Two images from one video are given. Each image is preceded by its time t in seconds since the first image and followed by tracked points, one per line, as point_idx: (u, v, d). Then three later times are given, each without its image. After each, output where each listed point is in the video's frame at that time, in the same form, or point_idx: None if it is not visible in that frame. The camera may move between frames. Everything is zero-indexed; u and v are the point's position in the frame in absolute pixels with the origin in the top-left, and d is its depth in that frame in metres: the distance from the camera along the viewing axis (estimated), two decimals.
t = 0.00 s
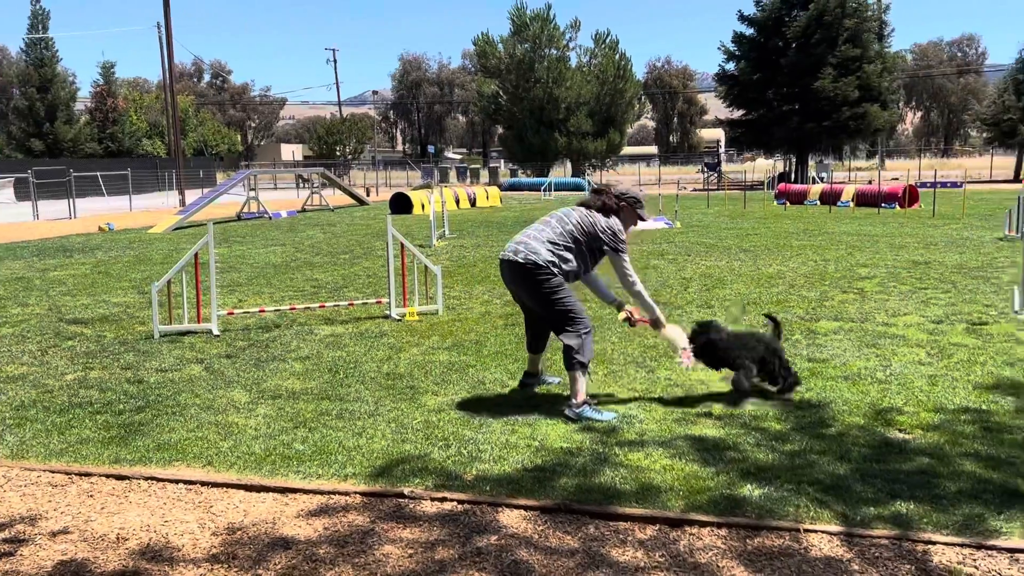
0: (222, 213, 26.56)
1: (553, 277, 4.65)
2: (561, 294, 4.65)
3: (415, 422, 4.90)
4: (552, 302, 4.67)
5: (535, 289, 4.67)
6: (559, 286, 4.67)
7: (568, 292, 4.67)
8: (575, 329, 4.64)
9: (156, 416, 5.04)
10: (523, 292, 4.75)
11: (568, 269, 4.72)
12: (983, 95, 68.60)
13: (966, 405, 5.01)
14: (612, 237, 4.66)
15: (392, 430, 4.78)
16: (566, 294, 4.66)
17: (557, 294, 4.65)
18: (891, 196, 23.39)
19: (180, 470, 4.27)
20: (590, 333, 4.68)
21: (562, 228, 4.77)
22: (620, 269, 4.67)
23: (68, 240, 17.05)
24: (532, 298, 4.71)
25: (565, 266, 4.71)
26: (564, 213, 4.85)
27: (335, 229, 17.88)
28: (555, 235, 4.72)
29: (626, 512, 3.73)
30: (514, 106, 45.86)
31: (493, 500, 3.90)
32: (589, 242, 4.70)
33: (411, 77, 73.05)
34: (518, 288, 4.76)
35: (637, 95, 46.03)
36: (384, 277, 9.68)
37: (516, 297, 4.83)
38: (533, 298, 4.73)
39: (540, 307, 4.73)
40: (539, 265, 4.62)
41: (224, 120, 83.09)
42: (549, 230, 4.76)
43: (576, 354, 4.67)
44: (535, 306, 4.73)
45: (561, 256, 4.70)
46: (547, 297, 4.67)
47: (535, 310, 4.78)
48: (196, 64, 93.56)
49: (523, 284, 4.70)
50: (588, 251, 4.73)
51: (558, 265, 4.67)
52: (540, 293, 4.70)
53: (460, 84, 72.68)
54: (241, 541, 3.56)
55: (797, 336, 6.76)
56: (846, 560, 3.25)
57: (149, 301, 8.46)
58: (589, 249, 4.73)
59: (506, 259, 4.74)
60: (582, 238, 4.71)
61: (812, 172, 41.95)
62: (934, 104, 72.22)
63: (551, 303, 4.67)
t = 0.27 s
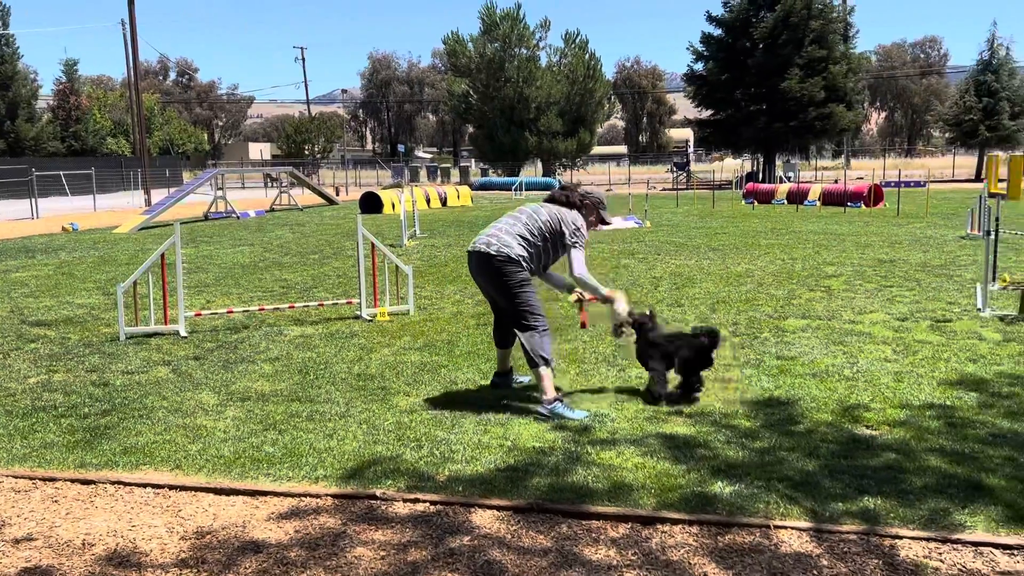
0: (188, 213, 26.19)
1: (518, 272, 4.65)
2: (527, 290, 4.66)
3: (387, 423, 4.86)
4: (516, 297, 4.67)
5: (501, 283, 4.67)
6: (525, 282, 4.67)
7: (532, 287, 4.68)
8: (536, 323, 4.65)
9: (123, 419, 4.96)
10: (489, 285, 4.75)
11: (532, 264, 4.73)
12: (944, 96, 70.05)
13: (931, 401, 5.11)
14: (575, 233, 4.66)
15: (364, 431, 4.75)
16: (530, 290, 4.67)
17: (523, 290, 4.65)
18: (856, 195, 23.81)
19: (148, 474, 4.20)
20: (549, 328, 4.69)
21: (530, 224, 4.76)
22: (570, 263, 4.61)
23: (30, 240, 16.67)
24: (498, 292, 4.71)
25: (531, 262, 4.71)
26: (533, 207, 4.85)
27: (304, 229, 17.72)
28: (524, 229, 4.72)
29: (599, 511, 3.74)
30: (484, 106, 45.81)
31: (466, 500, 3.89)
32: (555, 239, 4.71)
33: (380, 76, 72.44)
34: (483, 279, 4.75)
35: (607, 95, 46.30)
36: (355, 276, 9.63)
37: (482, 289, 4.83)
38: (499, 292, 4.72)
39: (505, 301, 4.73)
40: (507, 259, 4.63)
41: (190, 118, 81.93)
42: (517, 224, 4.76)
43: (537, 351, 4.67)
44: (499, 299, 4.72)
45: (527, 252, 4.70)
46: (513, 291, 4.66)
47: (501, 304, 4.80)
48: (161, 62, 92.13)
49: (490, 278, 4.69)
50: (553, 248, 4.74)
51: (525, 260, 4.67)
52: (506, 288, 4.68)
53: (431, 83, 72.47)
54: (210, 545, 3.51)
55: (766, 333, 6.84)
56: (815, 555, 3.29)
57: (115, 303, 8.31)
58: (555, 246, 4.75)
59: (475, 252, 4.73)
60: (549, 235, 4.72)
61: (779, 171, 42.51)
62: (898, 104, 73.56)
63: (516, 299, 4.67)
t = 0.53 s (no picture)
0: (161, 212, 25.88)
1: (505, 274, 4.64)
2: (514, 291, 4.66)
3: (364, 424, 4.84)
4: (503, 299, 4.67)
5: (488, 285, 4.66)
6: (511, 283, 4.67)
7: (520, 287, 4.68)
8: (525, 324, 4.67)
9: (95, 421, 4.88)
10: (476, 287, 4.73)
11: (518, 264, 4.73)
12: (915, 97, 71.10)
13: (904, 398, 5.19)
14: (560, 233, 4.68)
15: (341, 431, 4.72)
16: (518, 291, 4.68)
17: (511, 291, 4.65)
18: (829, 194, 24.11)
19: (121, 476, 4.14)
20: (537, 328, 4.72)
21: (515, 225, 4.74)
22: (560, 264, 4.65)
23: None
24: (485, 295, 4.70)
25: (517, 263, 4.71)
26: (518, 207, 4.84)
27: (279, 229, 17.56)
28: (509, 231, 4.71)
29: (577, 509, 3.75)
30: (460, 104, 45.73)
31: (444, 500, 3.89)
32: (542, 238, 4.71)
33: (356, 74, 72.04)
34: (470, 281, 4.73)
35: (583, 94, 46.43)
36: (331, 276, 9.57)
37: (467, 290, 4.82)
38: (486, 294, 4.71)
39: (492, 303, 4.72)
40: (494, 260, 4.61)
41: (162, 116, 80.86)
42: (502, 224, 4.75)
43: (526, 351, 4.69)
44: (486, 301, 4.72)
45: (513, 253, 4.69)
46: (500, 293, 4.66)
47: (488, 305, 4.79)
48: (132, 59, 90.86)
49: (476, 280, 4.68)
50: (539, 247, 4.75)
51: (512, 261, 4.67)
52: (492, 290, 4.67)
53: (406, 81, 72.23)
54: (186, 548, 3.46)
55: (741, 331, 6.90)
56: (791, 551, 3.33)
57: (86, 303, 8.19)
58: (541, 245, 4.75)
59: (460, 254, 4.71)
60: (535, 234, 4.72)
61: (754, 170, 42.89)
62: (869, 104, 74.55)
63: (504, 300, 4.67)
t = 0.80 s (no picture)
0: (144, 211, 25.69)
1: (505, 275, 4.64)
2: (514, 293, 4.65)
3: (351, 423, 4.82)
4: (502, 301, 4.66)
5: (488, 287, 4.65)
6: (512, 284, 4.66)
7: (521, 289, 4.68)
8: (525, 326, 4.67)
9: (79, 421, 4.84)
10: (476, 289, 4.72)
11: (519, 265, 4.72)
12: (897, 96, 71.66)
13: (888, 395, 5.23)
14: (562, 234, 4.66)
15: (328, 431, 4.70)
16: (518, 293, 4.66)
17: (510, 293, 4.64)
18: (813, 192, 24.28)
19: (105, 476, 4.11)
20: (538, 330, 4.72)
21: (515, 226, 4.74)
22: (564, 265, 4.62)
23: None
24: (486, 297, 4.70)
25: (518, 264, 4.70)
26: (518, 209, 4.83)
27: (264, 227, 17.48)
28: (509, 233, 4.71)
29: (564, 507, 3.76)
30: (446, 103, 45.66)
31: (431, 499, 3.88)
32: (541, 240, 4.70)
33: (341, 72, 71.76)
34: (470, 283, 4.72)
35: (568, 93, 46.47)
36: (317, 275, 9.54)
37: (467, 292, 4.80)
38: (486, 296, 4.71)
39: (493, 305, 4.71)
40: (494, 261, 4.61)
41: (145, 115, 80.20)
42: (501, 226, 4.75)
43: (526, 352, 4.68)
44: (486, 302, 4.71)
45: (513, 254, 4.69)
46: (501, 295, 4.65)
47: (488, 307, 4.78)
48: (115, 57, 90.10)
49: (475, 282, 4.67)
50: (539, 248, 4.73)
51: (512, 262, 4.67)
52: (492, 292, 4.66)
53: (392, 80, 72.04)
54: (171, 548, 3.44)
55: (727, 329, 6.93)
56: (776, 548, 3.35)
57: (69, 302, 8.12)
58: (542, 247, 4.74)
59: (460, 256, 4.71)
60: (535, 235, 4.71)
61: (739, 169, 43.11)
62: (853, 104, 75.09)
63: (504, 302, 4.66)
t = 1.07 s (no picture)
0: (135, 209, 25.54)
1: (499, 270, 4.63)
2: (508, 290, 4.65)
3: (344, 421, 4.82)
4: (496, 296, 4.66)
5: (481, 281, 4.65)
6: (506, 280, 4.66)
7: (514, 285, 4.68)
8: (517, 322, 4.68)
9: (71, 420, 4.81)
10: (470, 283, 4.72)
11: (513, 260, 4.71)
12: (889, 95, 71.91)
13: (880, 392, 5.25)
14: (556, 233, 4.63)
15: (321, 429, 4.70)
16: (512, 289, 4.66)
17: (504, 288, 4.64)
18: (806, 190, 24.37)
19: (97, 476, 4.10)
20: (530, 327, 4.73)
21: (511, 222, 4.73)
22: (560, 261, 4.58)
23: None
24: (480, 292, 4.70)
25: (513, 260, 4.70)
26: (515, 203, 4.81)
27: (257, 226, 17.42)
28: (505, 228, 4.70)
29: (558, 505, 3.76)
30: (439, 101, 45.60)
31: (425, 497, 3.88)
32: (536, 236, 4.68)
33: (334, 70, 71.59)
34: (464, 277, 4.72)
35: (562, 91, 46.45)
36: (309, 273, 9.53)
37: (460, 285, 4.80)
38: (480, 291, 4.71)
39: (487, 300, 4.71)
40: (489, 256, 4.60)
41: (137, 113, 79.80)
42: (498, 220, 4.73)
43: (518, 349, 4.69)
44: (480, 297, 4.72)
45: (508, 250, 4.68)
46: (494, 291, 4.65)
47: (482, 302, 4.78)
48: (106, 55, 89.64)
49: (470, 276, 4.67)
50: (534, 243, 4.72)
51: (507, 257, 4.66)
52: (486, 287, 4.65)
53: (385, 78, 71.92)
54: (164, 548, 3.43)
55: (719, 327, 6.95)
56: (769, 545, 3.36)
57: (60, 302, 8.08)
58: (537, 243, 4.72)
59: (455, 249, 4.70)
60: (530, 232, 4.70)
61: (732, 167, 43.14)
62: (845, 102, 75.33)
63: (498, 298, 4.66)
